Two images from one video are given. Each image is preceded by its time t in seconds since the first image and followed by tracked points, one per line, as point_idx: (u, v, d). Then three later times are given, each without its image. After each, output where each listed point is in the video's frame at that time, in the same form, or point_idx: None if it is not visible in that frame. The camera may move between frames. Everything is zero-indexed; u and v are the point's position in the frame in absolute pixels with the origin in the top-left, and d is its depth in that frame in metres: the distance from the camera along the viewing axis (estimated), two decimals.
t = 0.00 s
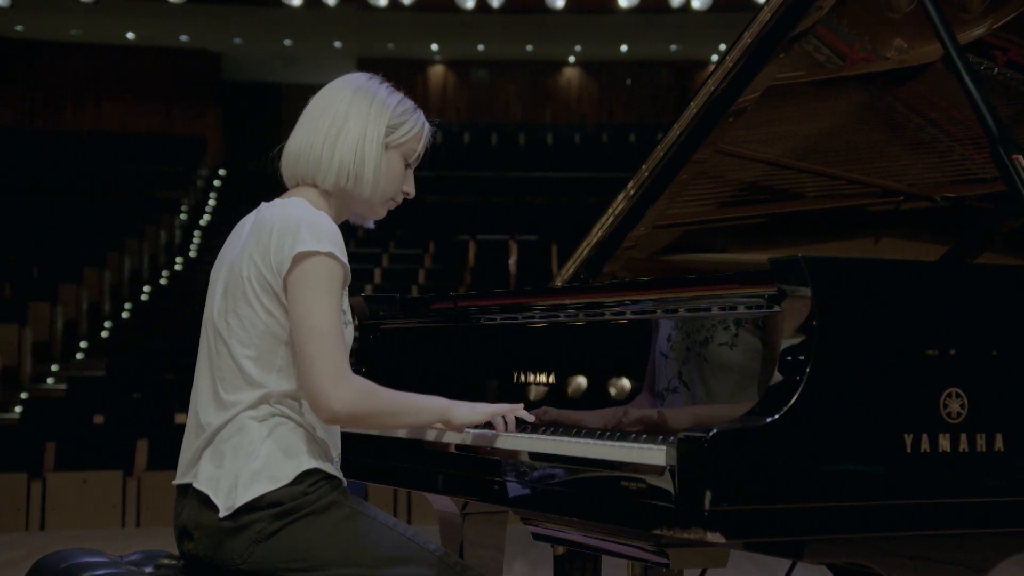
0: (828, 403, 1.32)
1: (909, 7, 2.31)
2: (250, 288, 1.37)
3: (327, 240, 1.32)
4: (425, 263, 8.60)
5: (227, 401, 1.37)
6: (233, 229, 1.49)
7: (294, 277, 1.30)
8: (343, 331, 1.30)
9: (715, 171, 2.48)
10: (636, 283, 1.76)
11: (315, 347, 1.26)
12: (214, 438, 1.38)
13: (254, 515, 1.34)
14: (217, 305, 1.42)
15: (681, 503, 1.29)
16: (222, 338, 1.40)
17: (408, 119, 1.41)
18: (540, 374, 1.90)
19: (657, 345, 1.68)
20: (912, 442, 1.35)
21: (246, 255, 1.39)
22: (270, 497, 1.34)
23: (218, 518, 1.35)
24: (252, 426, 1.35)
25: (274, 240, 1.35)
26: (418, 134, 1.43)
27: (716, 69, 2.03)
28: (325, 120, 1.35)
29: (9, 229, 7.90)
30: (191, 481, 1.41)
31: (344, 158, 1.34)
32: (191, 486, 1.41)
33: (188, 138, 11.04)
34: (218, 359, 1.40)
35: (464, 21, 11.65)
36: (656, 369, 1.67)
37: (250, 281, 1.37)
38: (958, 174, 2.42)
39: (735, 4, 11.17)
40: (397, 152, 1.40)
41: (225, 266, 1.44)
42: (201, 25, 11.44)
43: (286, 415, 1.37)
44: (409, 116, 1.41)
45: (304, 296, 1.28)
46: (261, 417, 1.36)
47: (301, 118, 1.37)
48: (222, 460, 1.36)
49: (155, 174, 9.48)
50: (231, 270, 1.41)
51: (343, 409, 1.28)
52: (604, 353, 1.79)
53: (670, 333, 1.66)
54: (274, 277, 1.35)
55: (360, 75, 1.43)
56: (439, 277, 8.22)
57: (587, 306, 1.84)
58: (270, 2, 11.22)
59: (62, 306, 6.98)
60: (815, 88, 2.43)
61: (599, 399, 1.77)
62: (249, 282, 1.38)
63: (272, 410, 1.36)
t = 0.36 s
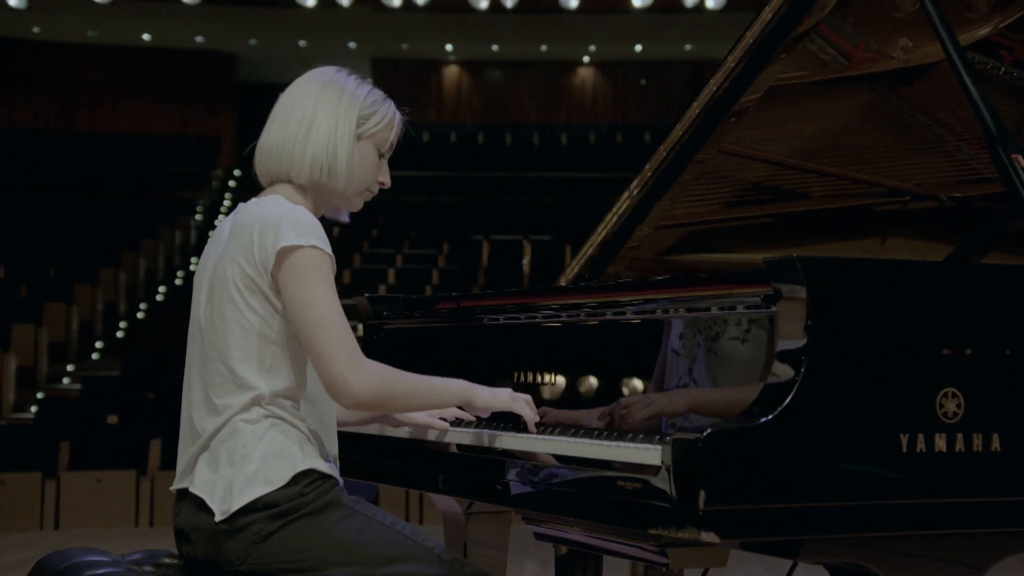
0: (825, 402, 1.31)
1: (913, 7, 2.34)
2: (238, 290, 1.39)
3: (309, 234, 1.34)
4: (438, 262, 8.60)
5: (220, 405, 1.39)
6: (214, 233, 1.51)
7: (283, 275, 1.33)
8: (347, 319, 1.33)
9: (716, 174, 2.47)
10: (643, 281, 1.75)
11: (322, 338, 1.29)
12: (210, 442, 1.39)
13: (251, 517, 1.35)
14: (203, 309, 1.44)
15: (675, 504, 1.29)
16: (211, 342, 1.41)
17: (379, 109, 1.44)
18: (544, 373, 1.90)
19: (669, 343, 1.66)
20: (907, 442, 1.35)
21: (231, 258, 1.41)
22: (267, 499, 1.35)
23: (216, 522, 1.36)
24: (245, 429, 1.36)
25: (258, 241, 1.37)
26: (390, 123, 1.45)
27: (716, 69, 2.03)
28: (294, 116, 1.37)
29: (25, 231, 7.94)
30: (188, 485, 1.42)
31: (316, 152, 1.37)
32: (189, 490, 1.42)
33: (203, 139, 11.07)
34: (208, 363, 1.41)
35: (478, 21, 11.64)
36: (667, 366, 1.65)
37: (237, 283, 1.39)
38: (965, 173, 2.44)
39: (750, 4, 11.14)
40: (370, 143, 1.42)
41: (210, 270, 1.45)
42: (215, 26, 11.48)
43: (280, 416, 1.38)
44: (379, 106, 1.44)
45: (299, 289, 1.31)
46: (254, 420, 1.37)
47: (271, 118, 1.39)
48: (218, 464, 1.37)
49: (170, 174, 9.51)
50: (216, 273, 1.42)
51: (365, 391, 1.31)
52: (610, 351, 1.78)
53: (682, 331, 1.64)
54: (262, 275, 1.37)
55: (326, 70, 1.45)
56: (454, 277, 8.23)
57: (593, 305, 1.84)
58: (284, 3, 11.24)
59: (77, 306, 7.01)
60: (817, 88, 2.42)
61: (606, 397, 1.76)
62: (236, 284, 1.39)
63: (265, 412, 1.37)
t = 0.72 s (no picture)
0: (827, 404, 1.31)
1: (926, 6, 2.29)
2: (246, 289, 1.39)
3: (318, 233, 1.35)
4: (459, 263, 8.61)
5: (226, 405, 1.40)
6: (222, 233, 1.51)
7: (293, 272, 1.33)
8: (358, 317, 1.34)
9: (728, 173, 2.47)
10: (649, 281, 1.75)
11: (333, 336, 1.30)
12: (217, 442, 1.40)
13: (258, 516, 1.36)
14: (211, 309, 1.44)
15: (678, 503, 1.29)
16: (219, 342, 1.41)
17: (383, 108, 1.44)
18: (556, 374, 1.90)
19: (678, 342, 1.66)
20: (910, 442, 1.34)
21: (240, 257, 1.41)
22: (272, 499, 1.36)
23: (223, 521, 1.37)
24: (252, 429, 1.37)
25: (269, 240, 1.38)
26: (394, 124, 1.45)
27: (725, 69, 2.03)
28: (298, 116, 1.38)
29: (49, 232, 7.99)
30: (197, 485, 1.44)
31: (320, 152, 1.38)
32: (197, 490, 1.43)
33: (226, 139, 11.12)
34: (215, 364, 1.42)
35: (499, 22, 11.61)
36: (675, 366, 1.65)
37: (245, 282, 1.40)
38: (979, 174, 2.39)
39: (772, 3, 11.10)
40: (374, 142, 1.43)
41: (218, 270, 1.46)
42: (239, 28, 11.53)
43: (288, 416, 1.39)
44: (383, 106, 1.44)
45: (309, 288, 1.32)
46: (261, 420, 1.37)
47: (275, 119, 1.40)
48: (226, 464, 1.38)
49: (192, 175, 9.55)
50: (224, 274, 1.43)
51: (377, 389, 1.30)
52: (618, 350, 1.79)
53: (689, 330, 1.64)
54: (272, 275, 1.38)
55: (331, 71, 1.46)
56: (474, 277, 8.23)
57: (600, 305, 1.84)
58: (307, 4, 11.26)
59: (100, 307, 7.05)
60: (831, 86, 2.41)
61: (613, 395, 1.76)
62: (244, 283, 1.40)
63: (274, 413, 1.38)
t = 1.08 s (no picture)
0: (828, 405, 1.31)
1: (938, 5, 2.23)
2: (264, 290, 1.40)
3: (337, 235, 1.35)
4: (478, 263, 8.61)
5: (239, 403, 1.41)
6: (243, 231, 1.52)
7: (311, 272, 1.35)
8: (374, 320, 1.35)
9: (743, 172, 2.47)
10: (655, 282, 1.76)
11: (354, 346, 1.31)
12: (229, 440, 1.41)
13: (266, 515, 1.37)
14: (228, 308, 1.45)
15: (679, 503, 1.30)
16: (235, 342, 1.43)
17: (408, 113, 1.45)
18: (558, 374, 1.90)
19: (681, 343, 1.65)
20: (913, 442, 1.34)
21: (259, 258, 1.42)
22: (281, 498, 1.37)
23: (232, 518, 1.39)
24: (263, 428, 1.38)
25: (285, 241, 1.39)
26: (418, 128, 1.46)
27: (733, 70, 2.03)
28: (324, 122, 1.39)
29: (71, 232, 8.03)
30: (207, 482, 1.45)
31: (342, 155, 1.38)
32: (207, 486, 1.44)
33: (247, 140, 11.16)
34: (230, 362, 1.43)
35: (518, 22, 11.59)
36: (679, 366, 1.64)
37: (264, 283, 1.40)
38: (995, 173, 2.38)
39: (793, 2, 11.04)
40: (397, 145, 1.43)
41: (237, 270, 1.47)
42: (258, 30, 11.57)
43: (300, 417, 1.40)
44: (408, 109, 1.45)
45: (329, 295, 1.33)
46: (273, 419, 1.39)
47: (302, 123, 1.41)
48: (236, 462, 1.40)
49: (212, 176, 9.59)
50: (241, 274, 1.44)
51: (392, 405, 1.33)
52: (622, 350, 1.79)
53: (695, 330, 1.63)
54: (291, 277, 1.38)
55: (359, 76, 1.47)
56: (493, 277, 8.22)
57: (605, 306, 1.85)
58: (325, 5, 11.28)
59: (122, 308, 7.06)
60: (846, 87, 2.40)
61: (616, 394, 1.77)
62: (263, 284, 1.41)
63: (286, 413, 1.39)
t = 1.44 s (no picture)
0: (832, 407, 1.31)
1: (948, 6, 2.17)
2: (265, 291, 1.42)
3: (337, 234, 1.37)
4: (499, 263, 8.60)
5: (242, 405, 1.42)
6: (247, 234, 1.54)
7: (310, 271, 1.36)
8: (366, 318, 1.35)
9: (753, 172, 2.47)
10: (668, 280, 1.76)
11: (336, 336, 1.31)
12: (233, 442, 1.43)
13: (273, 516, 1.40)
14: (232, 310, 1.47)
15: (683, 504, 1.30)
16: (238, 343, 1.44)
17: (411, 114, 1.46)
18: (568, 374, 1.91)
19: (697, 344, 1.66)
20: (919, 442, 1.34)
21: (259, 258, 1.44)
22: (287, 500, 1.39)
23: (239, 520, 1.41)
24: (268, 430, 1.40)
25: (285, 242, 1.40)
26: (421, 128, 1.47)
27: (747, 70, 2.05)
28: (327, 121, 1.41)
29: (96, 233, 8.07)
30: (213, 482, 1.47)
31: (347, 154, 1.40)
32: (214, 488, 1.46)
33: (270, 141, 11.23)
34: (234, 364, 1.45)
35: (540, 23, 11.59)
36: (695, 366, 1.64)
37: (264, 283, 1.42)
38: (1007, 174, 2.37)
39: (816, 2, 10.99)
40: (400, 145, 1.44)
41: (240, 272, 1.49)
42: (281, 33, 11.62)
43: (303, 418, 1.42)
44: (410, 110, 1.46)
45: (323, 289, 1.34)
46: (277, 422, 1.40)
47: (304, 122, 1.43)
48: (241, 463, 1.42)
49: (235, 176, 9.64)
50: (244, 275, 1.46)
51: (377, 392, 1.32)
52: (633, 349, 1.79)
53: (709, 331, 1.64)
54: (289, 275, 1.40)
55: (361, 77, 1.48)
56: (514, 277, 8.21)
57: (616, 304, 1.85)
58: (346, 7, 11.32)
59: (146, 308, 7.08)
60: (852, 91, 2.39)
61: (627, 392, 1.77)
62: (262, 283, 1.42)
63: (288, 414, 1.41)
